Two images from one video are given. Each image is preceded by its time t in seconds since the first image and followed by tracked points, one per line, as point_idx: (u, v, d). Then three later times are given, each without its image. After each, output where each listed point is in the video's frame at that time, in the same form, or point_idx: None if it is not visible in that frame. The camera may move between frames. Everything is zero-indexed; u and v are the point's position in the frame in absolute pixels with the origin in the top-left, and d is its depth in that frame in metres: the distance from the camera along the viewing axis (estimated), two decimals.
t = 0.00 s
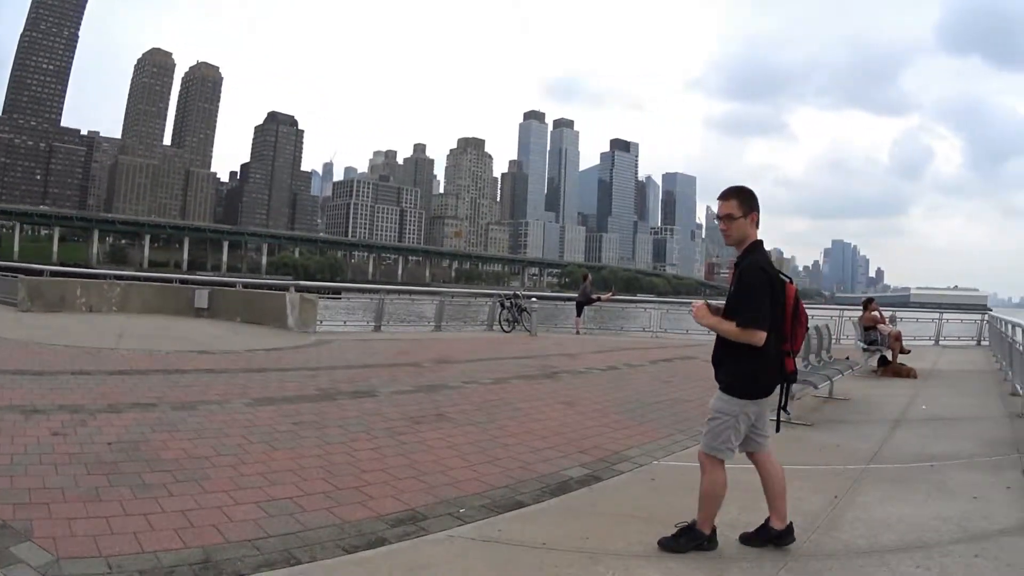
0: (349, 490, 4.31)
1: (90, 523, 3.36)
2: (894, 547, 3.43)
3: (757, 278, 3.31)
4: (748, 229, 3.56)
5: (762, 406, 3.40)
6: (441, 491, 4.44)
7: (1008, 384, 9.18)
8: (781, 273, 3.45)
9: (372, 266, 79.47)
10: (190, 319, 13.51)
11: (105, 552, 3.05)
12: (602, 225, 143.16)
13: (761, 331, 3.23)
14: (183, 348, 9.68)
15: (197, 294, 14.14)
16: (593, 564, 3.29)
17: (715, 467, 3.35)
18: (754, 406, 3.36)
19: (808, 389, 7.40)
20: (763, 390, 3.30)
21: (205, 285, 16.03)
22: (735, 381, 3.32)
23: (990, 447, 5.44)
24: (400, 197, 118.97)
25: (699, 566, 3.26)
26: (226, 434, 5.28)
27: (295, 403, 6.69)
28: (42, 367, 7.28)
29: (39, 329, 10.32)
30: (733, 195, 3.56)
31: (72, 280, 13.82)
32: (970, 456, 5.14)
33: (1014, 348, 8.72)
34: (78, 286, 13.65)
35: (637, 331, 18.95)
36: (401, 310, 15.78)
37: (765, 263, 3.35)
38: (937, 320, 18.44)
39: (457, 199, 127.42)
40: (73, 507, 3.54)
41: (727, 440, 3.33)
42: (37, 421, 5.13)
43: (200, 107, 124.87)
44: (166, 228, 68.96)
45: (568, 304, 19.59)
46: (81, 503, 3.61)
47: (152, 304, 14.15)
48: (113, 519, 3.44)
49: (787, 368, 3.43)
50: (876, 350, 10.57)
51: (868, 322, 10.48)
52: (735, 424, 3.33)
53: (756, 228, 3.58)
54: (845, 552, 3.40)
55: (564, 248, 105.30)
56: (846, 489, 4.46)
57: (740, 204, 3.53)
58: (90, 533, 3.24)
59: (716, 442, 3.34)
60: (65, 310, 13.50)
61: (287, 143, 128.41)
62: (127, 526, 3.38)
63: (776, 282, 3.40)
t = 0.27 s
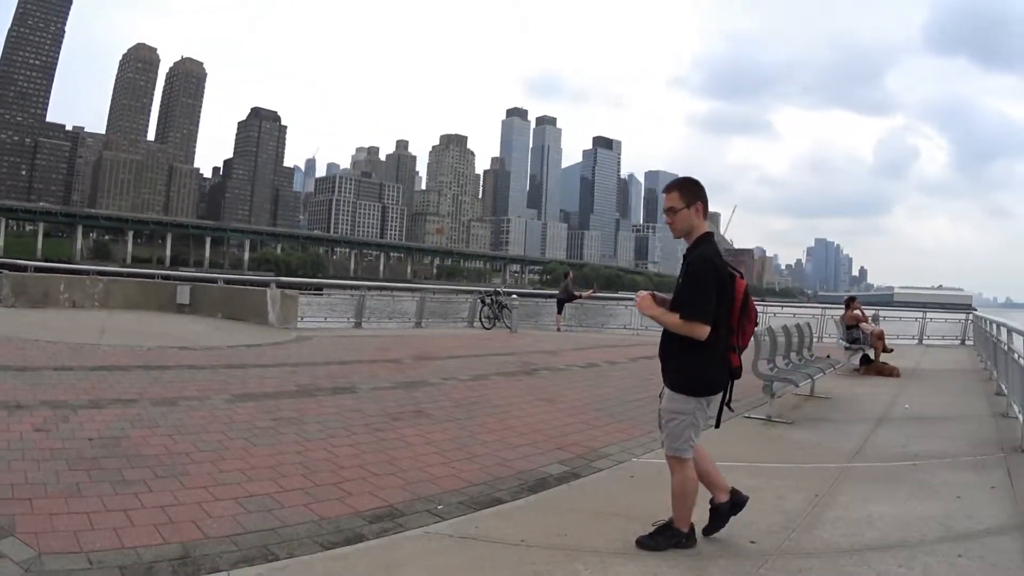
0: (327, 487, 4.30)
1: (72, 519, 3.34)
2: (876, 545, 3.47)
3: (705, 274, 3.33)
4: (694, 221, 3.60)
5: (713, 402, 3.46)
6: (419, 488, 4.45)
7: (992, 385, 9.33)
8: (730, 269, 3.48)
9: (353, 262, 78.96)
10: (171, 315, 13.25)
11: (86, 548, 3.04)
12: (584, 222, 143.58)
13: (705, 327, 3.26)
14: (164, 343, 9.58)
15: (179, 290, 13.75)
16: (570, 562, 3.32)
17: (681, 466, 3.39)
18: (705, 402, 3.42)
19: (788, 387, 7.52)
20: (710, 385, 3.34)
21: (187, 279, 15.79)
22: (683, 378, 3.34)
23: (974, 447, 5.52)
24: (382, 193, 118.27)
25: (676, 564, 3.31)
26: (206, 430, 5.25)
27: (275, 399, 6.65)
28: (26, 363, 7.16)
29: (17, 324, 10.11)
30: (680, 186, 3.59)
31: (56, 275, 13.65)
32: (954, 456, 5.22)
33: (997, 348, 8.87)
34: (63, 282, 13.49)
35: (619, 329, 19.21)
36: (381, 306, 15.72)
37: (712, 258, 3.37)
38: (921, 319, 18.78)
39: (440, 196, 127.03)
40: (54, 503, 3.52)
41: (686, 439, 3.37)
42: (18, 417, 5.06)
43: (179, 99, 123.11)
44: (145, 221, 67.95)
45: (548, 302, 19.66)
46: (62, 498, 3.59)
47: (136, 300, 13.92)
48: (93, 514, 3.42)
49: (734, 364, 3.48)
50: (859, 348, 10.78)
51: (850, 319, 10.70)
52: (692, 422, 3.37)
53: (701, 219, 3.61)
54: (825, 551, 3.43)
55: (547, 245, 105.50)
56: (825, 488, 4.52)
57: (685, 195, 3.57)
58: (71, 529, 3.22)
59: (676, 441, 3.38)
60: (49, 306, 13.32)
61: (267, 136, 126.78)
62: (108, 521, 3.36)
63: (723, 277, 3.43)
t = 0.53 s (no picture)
0: (302, 482, 4.29)
1: (50, 514, 3.34)
2: (855, 543, 3.55)
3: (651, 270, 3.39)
4: (632, 217, 3.66)
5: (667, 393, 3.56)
6: (394, 483, 4.47)
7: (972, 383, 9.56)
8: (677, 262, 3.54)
9: (330, 256, 78.23)
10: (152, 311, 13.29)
11: (65, 543, 3.04)
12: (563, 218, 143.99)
13: (649, 322, 3.32)
14: (140, 338, 9.49)
15: (156, 285, 13.90)
16: (543, 558, 3.37)
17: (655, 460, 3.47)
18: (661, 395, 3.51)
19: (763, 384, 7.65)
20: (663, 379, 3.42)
21: (166, 275, 15.75)
22: (636, 375, 3.40)
23: (954, 445, 5.66)
24: (360, 186, 117.27)
25: (648, 560, 3.37)
26: (182, 424, 5.22)
27: (252, 394, 6.61)
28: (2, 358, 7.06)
29: None
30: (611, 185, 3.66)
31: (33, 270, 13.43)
32: (935, 454, 5.36)
33: (977, 347, 9.07)
34: (42, 277, 13.31)
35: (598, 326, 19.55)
36: (359, 301, 15.63)
37: (657, 253, 3.43)
38: (901, 318, 19.23)
39: (418, 190, 126.39)
40: (32, 498, 3.51)
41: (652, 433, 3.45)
42: None
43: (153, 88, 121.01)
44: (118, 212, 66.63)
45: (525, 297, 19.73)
46: (41, 494, 3.58)
47: (115, 295, 13.88)
48: (71, 509, 3.41)
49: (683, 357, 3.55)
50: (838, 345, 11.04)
51: (828, 317, 10.94)
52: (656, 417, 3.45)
53: (639, 216, 3.68)
54: (802, 547, 3.51)
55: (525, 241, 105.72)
56: (801, 485, 4.62)
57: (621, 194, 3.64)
58: (49, 524, 3.22)
59: (641, 438, 3.45)
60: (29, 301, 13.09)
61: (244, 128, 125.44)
62: (85, 516, 3.36)
63: (670, 272, 3.49)
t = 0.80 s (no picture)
0: (275, 478, 4.28)
1: (25, 510, 3.36)
2: (831, 540, 3.62)
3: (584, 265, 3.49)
4: (567, 211, 3.79)
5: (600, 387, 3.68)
6: (367, 479, 4.47)
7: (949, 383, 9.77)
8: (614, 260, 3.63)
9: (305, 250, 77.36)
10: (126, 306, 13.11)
11: (41, 539, 3.07)
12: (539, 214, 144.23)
13: (579, 316, 3.43)
14: (114, 335, 9.41)
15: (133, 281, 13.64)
16: (516, 554, 3.41)
17: (598, 451, 3.56)
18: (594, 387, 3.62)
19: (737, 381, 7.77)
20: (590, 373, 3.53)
21: (144, 271, 15.69)
22: (564, 367, 3.54)
23: (931, 443, 5.79)
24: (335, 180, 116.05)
25: (617, 556, 3.42)
26: (156, 420, 5.19)
27: (226, 389, 6.57)
28: None
29: None
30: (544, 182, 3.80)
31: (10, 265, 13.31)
32: (911, 452, 5.48)
33: (954, 347, 9.26)
34: (20, 271, 13.21)
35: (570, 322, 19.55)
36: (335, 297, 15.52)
37: (588, 250, 3.53)
38: (877, 316, 19.66)
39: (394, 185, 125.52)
40: (9, 494, 3.54)
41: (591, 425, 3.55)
42: None
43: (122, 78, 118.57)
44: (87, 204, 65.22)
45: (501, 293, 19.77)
46: (17, 490, 3.61)
47: (91, 292, 13.64)
48: (47, 505, 3.43)
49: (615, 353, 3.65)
50: (813, 342, 11.29)
51: (804, 315, 11.14)
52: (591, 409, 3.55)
53: (577, 212, 3.81)
54: (776, 545, 3.57)
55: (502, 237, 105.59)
56: (775, 482, 4.71)
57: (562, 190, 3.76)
58: (25, 521, 3.24)
59: (575, 430, 3.56)
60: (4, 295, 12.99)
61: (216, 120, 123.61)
62: (60, 513, 3.37)
63: (602, 269, 3.59)
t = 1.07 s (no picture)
0: (251, 474, 4.26)
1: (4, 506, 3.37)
2: (808, 538, 3.69)
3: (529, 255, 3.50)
4: (514, 203, 3.79)
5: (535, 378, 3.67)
6: (342, 475, 4.47)
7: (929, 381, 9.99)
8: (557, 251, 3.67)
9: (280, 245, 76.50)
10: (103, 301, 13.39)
11: (19, 535, 3.07)
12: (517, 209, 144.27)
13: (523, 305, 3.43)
14: (90, 331, 9.38)
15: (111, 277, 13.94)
16: (491, 551, 3.44)
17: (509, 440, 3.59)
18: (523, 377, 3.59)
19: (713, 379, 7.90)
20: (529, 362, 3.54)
21: (121, 267, 15.90)
22: (506, 355, 3.52)
23: (909, 441, 5.94)
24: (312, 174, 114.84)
25: (590, 554, 3.47)
26: (131, 417, 5.17)
27: (202, 385, 6.53)
28: None
29: None
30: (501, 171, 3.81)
31: None
32: (889, 450, 5.62)
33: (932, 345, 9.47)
34: None
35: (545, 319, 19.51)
36: (312, 293, 15.50)
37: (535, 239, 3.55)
38: (854, 314, 20.16)
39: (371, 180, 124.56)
40: None
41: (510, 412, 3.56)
42: None
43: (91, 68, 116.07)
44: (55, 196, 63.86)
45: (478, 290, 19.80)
46: None
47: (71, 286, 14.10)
48: (25, 502, 3.44)
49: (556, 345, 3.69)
50: (790, 340, 11.50)
51: (781, 313, 11.32)
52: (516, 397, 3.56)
53: (521, 203, 3.80)
54: (752, 542, 3.63)
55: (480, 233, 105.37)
56: (752, 480, 4.81)
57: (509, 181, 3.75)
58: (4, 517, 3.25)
59: (493, 416, 3.56)
60: None
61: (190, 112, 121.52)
62: (38, 509, 3.38)
63: (549, 259, 3.62)
